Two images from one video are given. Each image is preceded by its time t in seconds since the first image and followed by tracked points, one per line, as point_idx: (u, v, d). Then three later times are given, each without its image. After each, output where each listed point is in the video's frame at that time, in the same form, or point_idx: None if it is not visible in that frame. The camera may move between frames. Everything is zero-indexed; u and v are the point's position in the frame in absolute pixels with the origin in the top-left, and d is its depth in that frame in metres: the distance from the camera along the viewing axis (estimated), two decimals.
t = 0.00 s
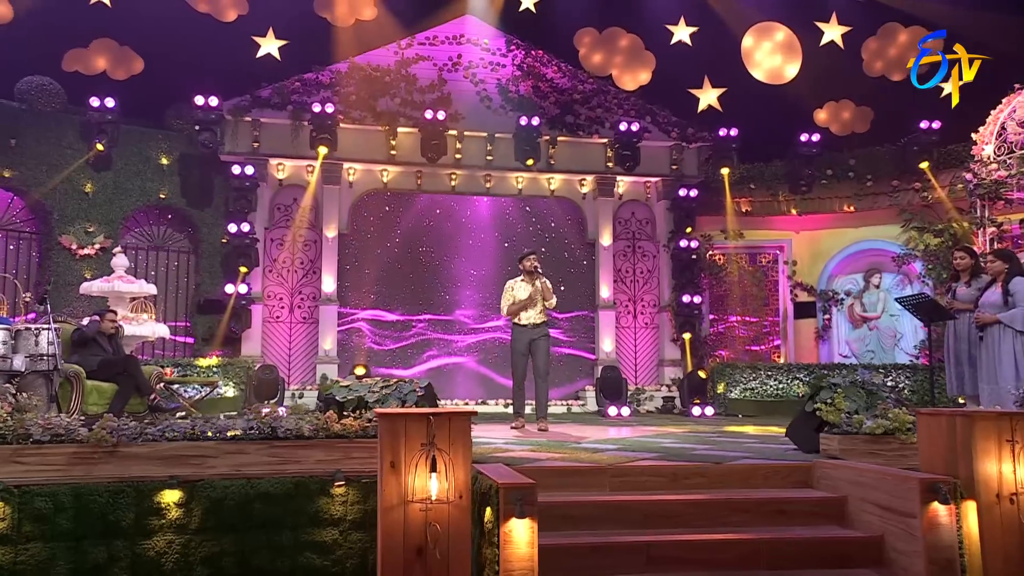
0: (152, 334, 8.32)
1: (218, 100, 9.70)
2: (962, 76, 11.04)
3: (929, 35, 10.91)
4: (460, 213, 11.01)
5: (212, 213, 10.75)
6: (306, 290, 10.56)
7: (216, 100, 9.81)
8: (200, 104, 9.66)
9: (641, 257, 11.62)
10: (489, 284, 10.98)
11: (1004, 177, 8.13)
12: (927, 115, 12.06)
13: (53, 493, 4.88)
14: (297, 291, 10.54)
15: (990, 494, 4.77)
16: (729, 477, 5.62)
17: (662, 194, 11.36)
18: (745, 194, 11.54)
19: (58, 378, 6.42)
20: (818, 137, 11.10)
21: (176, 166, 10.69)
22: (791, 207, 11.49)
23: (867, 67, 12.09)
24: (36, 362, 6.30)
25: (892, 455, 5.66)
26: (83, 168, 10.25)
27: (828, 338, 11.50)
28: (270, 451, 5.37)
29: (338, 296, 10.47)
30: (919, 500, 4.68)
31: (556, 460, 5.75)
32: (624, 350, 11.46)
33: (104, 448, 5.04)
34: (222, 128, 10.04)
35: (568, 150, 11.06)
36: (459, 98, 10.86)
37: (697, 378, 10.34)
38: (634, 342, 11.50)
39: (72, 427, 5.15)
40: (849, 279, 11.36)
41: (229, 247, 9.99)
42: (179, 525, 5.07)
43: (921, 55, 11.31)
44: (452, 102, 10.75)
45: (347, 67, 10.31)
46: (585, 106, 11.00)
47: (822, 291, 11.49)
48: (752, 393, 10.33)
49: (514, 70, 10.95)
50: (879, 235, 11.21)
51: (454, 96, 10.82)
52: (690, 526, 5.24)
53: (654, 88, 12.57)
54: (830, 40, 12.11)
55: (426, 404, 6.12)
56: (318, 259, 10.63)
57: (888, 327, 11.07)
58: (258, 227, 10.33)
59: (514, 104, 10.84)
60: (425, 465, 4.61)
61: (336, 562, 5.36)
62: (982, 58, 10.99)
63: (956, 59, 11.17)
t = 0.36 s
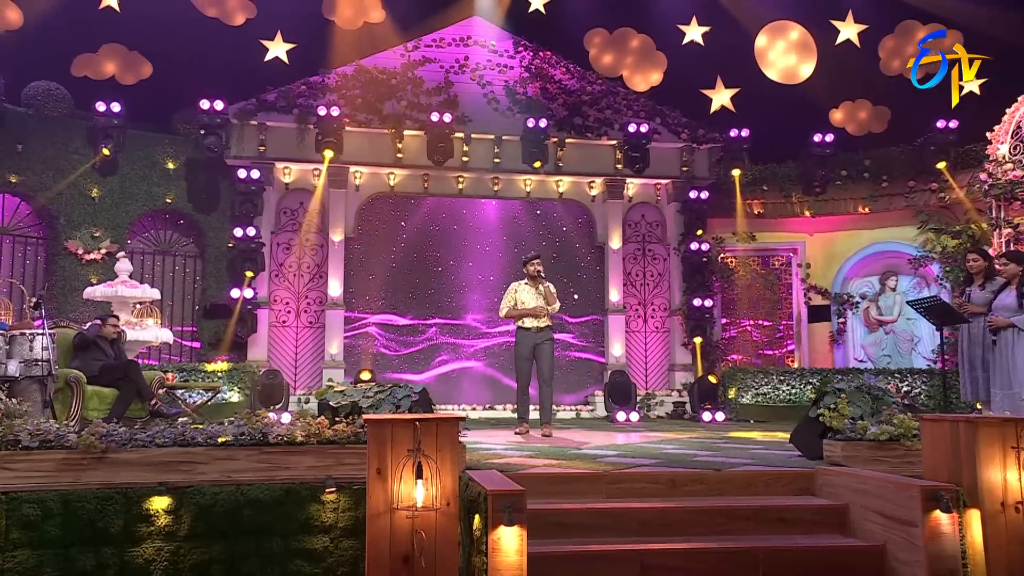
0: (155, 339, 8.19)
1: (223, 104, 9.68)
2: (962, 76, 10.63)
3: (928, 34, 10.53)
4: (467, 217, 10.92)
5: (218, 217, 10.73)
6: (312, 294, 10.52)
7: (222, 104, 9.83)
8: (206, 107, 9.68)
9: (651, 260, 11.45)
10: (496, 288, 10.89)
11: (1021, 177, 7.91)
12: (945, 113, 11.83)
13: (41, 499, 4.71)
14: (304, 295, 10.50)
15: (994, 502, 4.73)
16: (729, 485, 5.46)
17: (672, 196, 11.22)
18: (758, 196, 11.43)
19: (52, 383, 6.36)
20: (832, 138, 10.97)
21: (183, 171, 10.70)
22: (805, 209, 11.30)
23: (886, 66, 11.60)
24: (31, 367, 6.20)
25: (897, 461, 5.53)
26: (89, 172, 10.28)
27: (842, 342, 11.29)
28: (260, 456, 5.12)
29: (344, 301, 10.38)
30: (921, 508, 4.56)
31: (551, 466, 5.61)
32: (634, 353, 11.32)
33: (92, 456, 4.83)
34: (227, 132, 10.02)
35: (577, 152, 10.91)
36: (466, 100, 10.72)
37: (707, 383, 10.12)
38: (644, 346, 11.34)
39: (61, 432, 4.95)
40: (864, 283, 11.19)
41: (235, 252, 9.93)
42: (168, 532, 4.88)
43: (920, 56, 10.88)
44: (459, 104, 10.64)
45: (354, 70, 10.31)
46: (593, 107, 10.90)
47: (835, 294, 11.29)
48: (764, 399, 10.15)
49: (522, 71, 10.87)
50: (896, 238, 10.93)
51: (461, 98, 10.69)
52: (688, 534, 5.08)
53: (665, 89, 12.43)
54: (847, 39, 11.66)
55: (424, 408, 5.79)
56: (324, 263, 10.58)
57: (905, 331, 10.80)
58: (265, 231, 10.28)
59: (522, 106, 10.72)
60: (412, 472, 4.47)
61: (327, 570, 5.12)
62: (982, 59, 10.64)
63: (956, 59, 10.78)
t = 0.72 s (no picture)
0: (157, 343, 8.13)
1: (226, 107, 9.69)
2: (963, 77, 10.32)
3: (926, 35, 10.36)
4: (473, 219, 10.85)
5: (223, 221, 10.75)
6: (317, 297, 10.49)
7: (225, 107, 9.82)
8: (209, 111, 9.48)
9: (660, 261, 11.36)
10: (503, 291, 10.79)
11: None
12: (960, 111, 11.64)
13: (25, 504, 4.46)
14: (310, 298, 10.47)
15: (992, 507, 4.62)
16: (727, 488, 5.32)
17: (680, 197, 11.12)
18: (767, 196, 11.25)
19: (46, 388, 6.30)
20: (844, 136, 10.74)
21: (188, 174, 10.73)
22: (816, 209, 11.14)
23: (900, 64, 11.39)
24: (23, 373, 6.15)
25: (897, 466, 5.44)
26: (94, 176, 10.33)
27: (855, 344, 11.04)
28: (251, 461, 4.89)
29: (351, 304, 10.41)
30: (917, 513, 4.46)
31: (546, 470, 5.47)
32: (642, 360, 11.19)
33: (80, 460, 4.61)
34: (232, 135, 10.05)
35: (583, 153, 10.87)
36: (470, 102, 10.68)
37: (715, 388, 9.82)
38: (653, 349, 11.22)
39: (47, 438, 4.74)
40: (876, 283, 10.98)
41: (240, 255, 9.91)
42: (156, 537, 4.61)
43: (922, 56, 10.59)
44: (465, 105, 10.63)
45: (358, 73, 10.31)
46: (599, 107, 10.85)
47: (848, 294, 11.07)
48: (773, 401, 10.02)
49: (528, 72, 10.81)
50: (909, 238, 10.76)
51: (466, 99, 10.65)
52: (683, 540, 4.95)
53: (675, 88, 12.31)
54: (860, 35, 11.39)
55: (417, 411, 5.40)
56: (330, 266, 10.54)
57: (919, 331, 10.56)
58: (269, 235, 10.29)
59: (528, 107, 10.70)
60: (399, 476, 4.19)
61: None
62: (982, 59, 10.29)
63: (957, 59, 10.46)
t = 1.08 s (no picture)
0: (160, 346, 8.11)
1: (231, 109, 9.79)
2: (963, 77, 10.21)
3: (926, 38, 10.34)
4: (479, 219, 10.84)
5: (230, 224, 10.84)
6: (324, 299, 10.51)
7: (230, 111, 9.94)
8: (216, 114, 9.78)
9: (668, 261, 11.32)
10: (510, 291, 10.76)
11: None
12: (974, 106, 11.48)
13: (15, 507, 4.41)
14: (316, 300, 10.50)
15: (987, 506, 4.53)
16: (722, 489, 5.24)
17: (687, 196, 11.08)
18: (776, 195, 11.29)
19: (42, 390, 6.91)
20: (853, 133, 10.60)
21: (195, 177, 10.83)
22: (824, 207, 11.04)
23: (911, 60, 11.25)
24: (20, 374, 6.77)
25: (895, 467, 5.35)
26: (101, 180, 10.47)
27: (865, 343, 10.99)
28: (242, 462, 4.78)
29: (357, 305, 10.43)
30: (908, 514, 4.39)
31: (538, 471, 5.35)
32: (650, 359, 11.12)
33: (70, 462, 4.54)
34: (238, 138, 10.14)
35: (589, 152, 10.85)
36: (476, 102, 10.73)
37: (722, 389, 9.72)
38: (660, 349, 11.15)
39: (39, 441, 4.68)
40: (886, 282, 10.84)
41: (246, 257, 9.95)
42: (145, 540, 4.52)
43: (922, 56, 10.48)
44: (470, 106, 10.67)
45: (363, 74, 10.38)
46: (605, 107, 10.88)
47: (857, 293, 11.00)
48: (782, 402, 9.92)
49: (533, 72, 10.87)
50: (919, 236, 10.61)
51: (471, 100, 10.70)
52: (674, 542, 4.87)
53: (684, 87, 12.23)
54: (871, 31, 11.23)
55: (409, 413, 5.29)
56: (336, 268, 10.57)
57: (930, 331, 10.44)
58: (275, 237, 10.33)
59: (533, 107, 10.78)
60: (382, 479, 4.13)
61: None
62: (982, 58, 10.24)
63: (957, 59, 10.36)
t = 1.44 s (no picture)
0: (162, 346, 8.15)
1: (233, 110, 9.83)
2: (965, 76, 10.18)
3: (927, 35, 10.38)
4: (481, 219, 10.84)
5: (232, 225, 10.91)
6: (326, 299, 10.57)
7: (231, 112, 9.99)
8: (217, 115, 9.82)
9: (670, 259, 11.25)
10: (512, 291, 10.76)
11: None
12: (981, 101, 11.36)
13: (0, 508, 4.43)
14: (318, 301, 10.55)
15: (972, 505, 4.50)
16: (710, 488, 5.19)
17: (690, 194, 11.02)
18: (779, 191, 11.11)
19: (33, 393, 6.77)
20: (856, 129, 10.52)
21: (197, 178, 10.90)
22: (828, 204, 10.94)
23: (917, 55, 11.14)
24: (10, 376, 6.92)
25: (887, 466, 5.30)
26: (104, 182, 10.56)
27: (870, 341, 10.88)
28: (226, 463, 4.74)
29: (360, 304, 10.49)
30: (894, 513, 4.33)
31: (525, 471, 5.32)
32: (653, 357, 11.11)
33: (54, 464, 4.53)
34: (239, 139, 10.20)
35: (590, 151, 10.81)
36: (476, 101, 10.76)
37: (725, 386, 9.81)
38: (663, 347, 11.11)
39: (25, 441, 4.68)
40: (892, 279, 10.79)
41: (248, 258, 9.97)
42: (129, 541, 4.53)
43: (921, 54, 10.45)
44: (471, 105, 10.71)
45: (364, 75, 10.40)
46: (606, 105, 10.87)
47: (862, 291, 10.90)
48: (785, 400, 9.82)
49: (534, 71, 10.91)
50: (925, 232, 10.55)
51: (471, 99, 10.75)
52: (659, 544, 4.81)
53: (688, 84, 12.17)
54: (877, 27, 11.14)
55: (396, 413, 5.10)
56: (339, 268, 10.60)
57: (936, 329, 10.39)
58: (278, 237, 10.37)
59: (533, 106, 10.76)
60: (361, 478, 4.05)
61: None
62: (983, 58, 10.33)
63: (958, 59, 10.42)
